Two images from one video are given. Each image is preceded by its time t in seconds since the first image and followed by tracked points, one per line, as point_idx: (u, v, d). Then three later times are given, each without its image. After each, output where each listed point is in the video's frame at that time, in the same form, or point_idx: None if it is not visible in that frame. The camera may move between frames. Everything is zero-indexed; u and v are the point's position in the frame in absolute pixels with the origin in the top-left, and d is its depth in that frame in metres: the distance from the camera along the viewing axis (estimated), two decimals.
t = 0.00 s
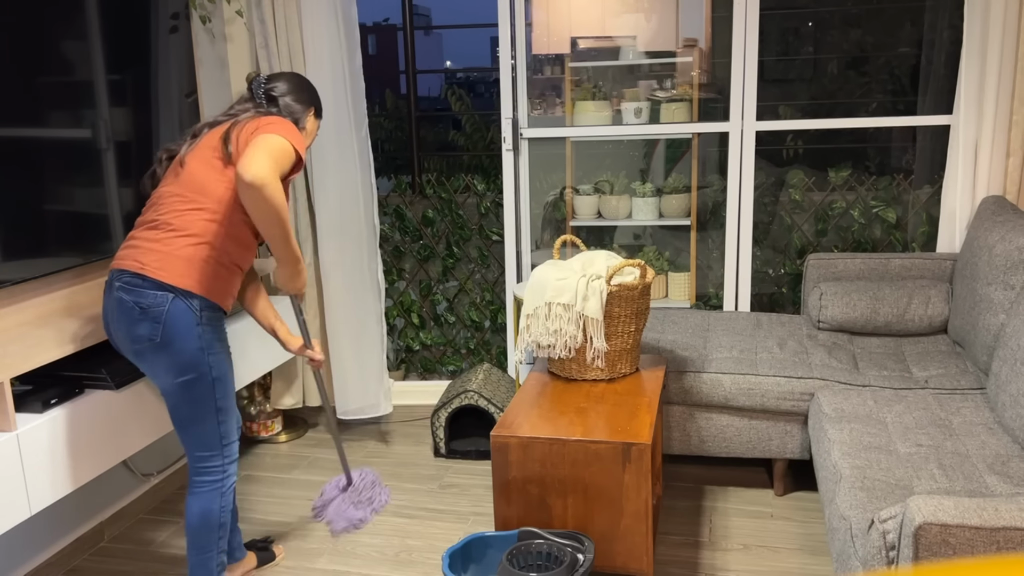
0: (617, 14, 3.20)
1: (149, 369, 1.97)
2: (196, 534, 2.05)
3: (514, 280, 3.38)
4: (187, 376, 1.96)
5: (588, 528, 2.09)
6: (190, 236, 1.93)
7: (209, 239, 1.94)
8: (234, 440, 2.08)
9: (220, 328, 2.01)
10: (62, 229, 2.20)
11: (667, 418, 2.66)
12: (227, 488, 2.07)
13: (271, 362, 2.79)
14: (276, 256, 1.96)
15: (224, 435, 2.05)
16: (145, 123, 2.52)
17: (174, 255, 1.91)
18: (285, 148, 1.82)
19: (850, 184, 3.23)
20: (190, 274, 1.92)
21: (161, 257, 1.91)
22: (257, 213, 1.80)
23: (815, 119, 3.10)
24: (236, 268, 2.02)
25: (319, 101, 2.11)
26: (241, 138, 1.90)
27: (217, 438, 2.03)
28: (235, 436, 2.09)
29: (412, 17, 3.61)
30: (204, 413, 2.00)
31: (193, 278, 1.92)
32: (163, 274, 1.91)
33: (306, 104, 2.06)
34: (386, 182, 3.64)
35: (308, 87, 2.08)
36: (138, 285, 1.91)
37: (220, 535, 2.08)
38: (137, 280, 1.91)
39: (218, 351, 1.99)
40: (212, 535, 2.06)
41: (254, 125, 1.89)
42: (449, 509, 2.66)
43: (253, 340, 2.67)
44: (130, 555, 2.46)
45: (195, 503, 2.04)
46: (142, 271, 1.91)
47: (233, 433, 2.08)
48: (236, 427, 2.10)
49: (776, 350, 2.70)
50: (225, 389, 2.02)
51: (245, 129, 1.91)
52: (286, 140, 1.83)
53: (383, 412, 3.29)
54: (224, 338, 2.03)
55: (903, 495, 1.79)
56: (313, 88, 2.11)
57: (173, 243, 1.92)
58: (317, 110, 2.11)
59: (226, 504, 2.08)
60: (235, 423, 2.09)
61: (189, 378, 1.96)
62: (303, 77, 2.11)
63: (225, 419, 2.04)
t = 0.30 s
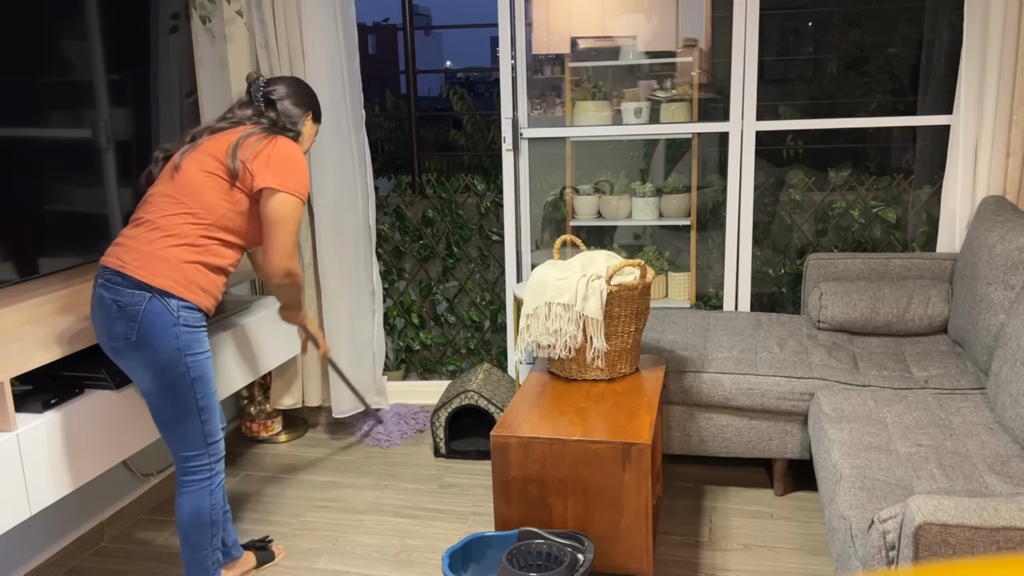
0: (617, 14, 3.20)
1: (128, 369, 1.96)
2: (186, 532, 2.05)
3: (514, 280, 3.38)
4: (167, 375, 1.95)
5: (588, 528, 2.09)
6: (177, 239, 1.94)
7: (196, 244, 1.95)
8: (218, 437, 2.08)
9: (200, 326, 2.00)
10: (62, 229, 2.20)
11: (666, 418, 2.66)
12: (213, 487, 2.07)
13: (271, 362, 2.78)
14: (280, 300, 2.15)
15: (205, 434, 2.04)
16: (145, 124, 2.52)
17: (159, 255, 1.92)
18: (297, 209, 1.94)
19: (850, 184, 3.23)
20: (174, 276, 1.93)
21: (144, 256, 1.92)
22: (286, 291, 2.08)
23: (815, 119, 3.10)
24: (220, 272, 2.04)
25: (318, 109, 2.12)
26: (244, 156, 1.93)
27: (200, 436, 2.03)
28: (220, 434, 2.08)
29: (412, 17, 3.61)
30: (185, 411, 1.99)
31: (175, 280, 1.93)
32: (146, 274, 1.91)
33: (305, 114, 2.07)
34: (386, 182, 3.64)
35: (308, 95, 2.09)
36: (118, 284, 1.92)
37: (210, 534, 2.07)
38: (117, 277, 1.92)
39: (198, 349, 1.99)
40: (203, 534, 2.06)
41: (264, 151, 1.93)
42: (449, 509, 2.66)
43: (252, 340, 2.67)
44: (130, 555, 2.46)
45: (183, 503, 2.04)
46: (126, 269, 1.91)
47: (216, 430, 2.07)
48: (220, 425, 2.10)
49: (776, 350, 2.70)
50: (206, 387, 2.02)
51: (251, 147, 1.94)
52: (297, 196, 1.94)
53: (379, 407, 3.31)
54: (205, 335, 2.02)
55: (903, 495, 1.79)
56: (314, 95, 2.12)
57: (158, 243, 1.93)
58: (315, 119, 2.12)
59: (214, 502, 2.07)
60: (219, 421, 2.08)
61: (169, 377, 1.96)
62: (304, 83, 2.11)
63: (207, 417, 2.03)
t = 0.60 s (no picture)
0: (617, 14, 3.20)
1: (147, 362, 1.96)
2: (193, 529, 2.04)
3: (514, 280, 3.37)
4: (187, 369, 1.96)
5: (588, 528, 2.09)
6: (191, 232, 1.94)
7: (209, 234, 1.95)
8: (230, 434, 2.09)
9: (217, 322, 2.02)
10: (62, 229, 2.20)
11: (667, 418, 2.66)
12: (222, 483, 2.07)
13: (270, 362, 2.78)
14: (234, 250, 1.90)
15: (219, 429, 2.05)
16: (146, 124, 2.52)
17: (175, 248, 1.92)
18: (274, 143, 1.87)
19: (850, 184, 3.23)
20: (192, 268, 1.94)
21: (159, 249, 1.92)
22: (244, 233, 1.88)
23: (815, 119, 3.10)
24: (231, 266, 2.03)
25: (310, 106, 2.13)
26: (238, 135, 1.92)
27: (213, 432, 2.04)
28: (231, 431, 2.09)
29: (412, 17, 3.61)
30: (202, 406, 2.00)
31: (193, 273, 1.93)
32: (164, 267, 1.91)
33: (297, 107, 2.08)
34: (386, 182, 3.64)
35: (300, 90, 2.10)
36: (138, 276, 1.91)
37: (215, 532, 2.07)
38: (137, 272, 1.91)
39: (217, 344, 2.01)
40: (209, 532, 2.05)
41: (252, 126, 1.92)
42: (449, 509, 2.66)
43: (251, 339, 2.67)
44: (130, 555, 2.46)
45: (191, 499, 2.03)
46: (140, 263, 1.91)
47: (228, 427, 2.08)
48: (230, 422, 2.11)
49: (776, 350, 2.70)
50: (221, 383, 2.03)
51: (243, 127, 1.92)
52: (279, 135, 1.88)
53: (382, 409, 3.28)
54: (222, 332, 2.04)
55: (903, 495, 1.79)
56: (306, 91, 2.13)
57: (176, 238, 1.93)
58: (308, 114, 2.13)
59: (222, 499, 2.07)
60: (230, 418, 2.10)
61: (189, 370, 1.97)
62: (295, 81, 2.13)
63: (220, 413, 2.04)
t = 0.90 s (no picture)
0: (617, 14, 3.20)
1: (138, 373, 1.92)
2: (185, 542, 2.00)
3: (514, 280, 3.37)
4: (180, 379, 1.93)
5: (588, 528, 2.09)
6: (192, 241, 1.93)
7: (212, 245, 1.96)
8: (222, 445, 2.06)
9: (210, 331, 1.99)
10: (62, 229, 2.20)
11: (667, 418, 2.66)
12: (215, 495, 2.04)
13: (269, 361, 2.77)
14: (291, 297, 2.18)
15: (212, 439, 2.02)
16: (146, 124, 2.52)
17: (174, 257, 1.91)
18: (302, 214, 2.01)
19: (850, 184, 3.23)
20: (190, 278, 1.93)
21: (157, 257, 1.90)
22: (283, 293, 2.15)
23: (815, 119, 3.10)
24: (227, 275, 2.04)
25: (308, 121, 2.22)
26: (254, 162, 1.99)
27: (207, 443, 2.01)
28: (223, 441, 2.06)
29: (412, 17, 3.62)
30: (196, 417, 1.97)
31: (191, 282, 1.93)
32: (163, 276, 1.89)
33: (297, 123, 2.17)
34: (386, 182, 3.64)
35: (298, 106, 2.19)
36: (131, 285, 1.89)
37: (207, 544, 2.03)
38: (130, 280, 1.89)
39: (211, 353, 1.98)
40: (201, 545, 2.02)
41: (270, 157, 2.00)
42: (450, 509, 2.66)
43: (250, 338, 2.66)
44: (130, 555, 2.46)
45: (183, 512, 2.00)
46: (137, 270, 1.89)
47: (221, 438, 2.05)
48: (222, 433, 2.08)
49: (776, 350, 2.70)
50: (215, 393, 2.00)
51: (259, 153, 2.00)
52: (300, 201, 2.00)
53: (382, 412, 3.25)
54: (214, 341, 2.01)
55: (903, 495, 1.79)
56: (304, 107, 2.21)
57: (170, 245, 1.92)
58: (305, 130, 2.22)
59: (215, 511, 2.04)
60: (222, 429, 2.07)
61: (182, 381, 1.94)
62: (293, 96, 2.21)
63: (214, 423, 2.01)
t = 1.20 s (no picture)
0: (617, 14, 3.20)
1: (124, 389, 1.87)
2: (187, 555, 1.99)
3: (514, 280, 3.37)
4: (168, 396, 1.88)
5: (588, 528, 2.09)
6: (173, 254, 1.84)
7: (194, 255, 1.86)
8: (221, 458, 2.02)
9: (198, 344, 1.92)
10: (63, 228, 2.21)
11: (666, 418, 2.66)
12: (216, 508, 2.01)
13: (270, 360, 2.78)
14: (235, 293, 1.86)
15: (209, 453, 1.98)
16: (145, 123, 2.52)
17: (155, 270, 1.82)
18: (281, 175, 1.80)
19: (850, 184, 3.23)
20: (173, 292, 1.84)
21: (137, 271, 1.82)
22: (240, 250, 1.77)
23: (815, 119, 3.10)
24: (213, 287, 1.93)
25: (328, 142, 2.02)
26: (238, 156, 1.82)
27: (203, 457, 1.96)
28: (222, 453, 2.02)
29: (412, 17, 3.62)
30: (189, 433, 1.93)
31: (172, 296, 1.84)
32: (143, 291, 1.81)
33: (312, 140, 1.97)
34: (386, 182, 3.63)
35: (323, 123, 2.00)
36: (112, 301, 1.82)
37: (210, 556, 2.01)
38: (110, 295, 1.82)
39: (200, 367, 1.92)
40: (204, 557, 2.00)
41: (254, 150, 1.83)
42: (450, 509, 2.66)
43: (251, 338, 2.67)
44: (130, 555, 2.46)
45: (184, 526, 1.98)
46: (118, 285, 1.81)
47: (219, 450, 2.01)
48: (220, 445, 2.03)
49: (776, 350, 2.70)
50: (208, 407, 1.95)
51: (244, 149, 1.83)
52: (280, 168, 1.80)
53: (376, 416, 3.24)
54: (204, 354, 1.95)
55: (903, 495, 1.79)
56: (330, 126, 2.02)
57: (151, 257, 1.83)
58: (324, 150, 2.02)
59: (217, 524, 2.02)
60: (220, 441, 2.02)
61: (170, 398, 1.88)
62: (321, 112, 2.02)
63: (209, 438, 1.97)
